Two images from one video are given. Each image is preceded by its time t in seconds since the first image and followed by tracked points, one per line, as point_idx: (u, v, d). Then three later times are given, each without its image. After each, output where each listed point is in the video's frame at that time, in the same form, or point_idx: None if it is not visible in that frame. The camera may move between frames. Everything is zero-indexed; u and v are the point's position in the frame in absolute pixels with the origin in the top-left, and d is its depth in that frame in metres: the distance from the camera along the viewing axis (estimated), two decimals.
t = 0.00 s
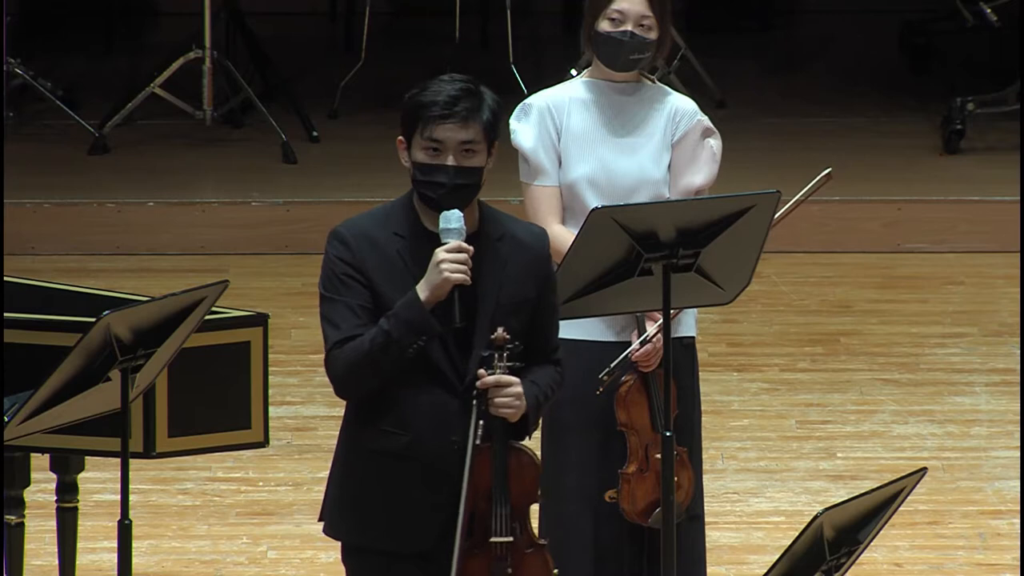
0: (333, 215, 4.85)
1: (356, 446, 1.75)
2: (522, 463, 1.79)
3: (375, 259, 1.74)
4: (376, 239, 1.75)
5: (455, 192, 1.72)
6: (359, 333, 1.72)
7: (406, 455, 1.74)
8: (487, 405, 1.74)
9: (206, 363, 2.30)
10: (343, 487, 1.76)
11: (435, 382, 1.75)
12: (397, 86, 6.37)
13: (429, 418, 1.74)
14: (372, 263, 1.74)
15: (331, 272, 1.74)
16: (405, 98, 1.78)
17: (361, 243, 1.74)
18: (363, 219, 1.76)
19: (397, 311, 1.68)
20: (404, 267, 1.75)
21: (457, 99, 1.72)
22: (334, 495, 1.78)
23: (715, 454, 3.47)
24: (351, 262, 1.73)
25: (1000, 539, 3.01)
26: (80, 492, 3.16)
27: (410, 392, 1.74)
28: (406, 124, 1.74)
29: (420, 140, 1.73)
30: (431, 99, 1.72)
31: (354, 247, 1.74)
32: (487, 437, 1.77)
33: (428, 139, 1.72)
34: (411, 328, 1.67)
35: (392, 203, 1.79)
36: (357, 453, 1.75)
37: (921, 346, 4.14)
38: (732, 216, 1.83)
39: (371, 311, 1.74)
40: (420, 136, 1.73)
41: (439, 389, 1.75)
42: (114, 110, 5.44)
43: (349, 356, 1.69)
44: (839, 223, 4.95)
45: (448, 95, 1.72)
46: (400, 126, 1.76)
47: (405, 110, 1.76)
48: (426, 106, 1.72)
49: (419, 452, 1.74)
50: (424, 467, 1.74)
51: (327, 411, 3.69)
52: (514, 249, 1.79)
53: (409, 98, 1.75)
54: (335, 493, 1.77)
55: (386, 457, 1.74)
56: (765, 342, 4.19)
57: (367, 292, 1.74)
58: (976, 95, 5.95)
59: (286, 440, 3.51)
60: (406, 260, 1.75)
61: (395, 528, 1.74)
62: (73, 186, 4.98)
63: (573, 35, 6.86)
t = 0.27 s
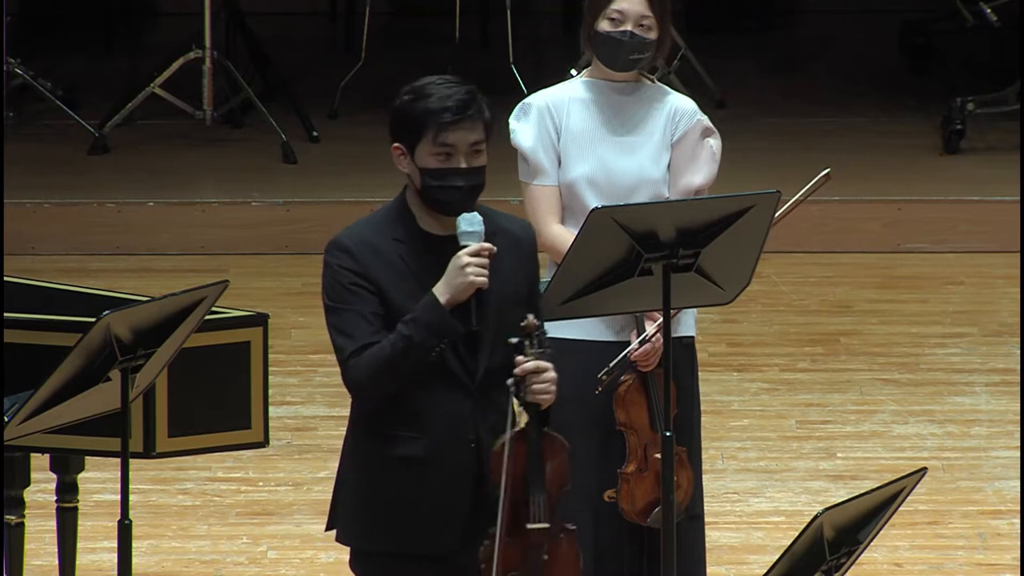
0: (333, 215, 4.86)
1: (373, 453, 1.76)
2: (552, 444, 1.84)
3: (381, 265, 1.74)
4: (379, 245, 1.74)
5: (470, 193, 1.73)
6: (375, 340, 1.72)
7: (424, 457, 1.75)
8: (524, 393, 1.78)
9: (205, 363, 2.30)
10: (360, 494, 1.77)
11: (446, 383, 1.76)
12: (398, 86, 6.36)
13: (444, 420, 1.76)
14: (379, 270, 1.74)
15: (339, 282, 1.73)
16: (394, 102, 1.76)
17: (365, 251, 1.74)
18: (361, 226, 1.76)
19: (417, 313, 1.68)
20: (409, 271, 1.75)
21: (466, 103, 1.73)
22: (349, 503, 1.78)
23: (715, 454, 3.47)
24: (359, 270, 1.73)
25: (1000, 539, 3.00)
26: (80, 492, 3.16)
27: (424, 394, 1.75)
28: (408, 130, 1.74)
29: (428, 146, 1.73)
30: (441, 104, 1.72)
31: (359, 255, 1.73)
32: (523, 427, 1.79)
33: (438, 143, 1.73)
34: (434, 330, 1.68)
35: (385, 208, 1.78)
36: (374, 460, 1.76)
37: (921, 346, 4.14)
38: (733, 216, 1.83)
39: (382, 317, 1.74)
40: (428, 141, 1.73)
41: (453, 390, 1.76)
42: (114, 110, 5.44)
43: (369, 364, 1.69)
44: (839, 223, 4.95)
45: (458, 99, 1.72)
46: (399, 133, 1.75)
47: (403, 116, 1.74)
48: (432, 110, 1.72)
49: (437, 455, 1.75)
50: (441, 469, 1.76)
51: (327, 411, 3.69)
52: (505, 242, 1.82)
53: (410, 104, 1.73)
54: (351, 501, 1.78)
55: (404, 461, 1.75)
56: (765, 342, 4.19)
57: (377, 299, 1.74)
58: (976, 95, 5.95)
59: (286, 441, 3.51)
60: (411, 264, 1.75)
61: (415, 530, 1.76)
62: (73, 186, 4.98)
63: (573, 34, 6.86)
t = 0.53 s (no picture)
0: (333, 216, 4.86)
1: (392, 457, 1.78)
2: (593, 425, 1.94)
3: (388, 271, 1.74)
4: (383, 252, 1.75)
5: (476, 193, 1.74)
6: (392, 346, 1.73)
7: (443, 457, 1.77)
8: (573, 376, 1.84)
9: (205, 363, 2.30)
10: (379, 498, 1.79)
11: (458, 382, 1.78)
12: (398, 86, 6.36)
13: (459, 419, 1.78)
14: (388, 274, 1.74)
15: (349, 292, 1.73)
16: (392, 105, 1.75)
17: (372, 257, 1.74)
18: (362, 234, 1.76)
19: (437, 315, 1.70)
20: (415, 274, 1.76)
21: (470, 103, 1.73)
22: (368, 506, 1.80)
23: (715, 454, 3.47)
24: (369, 278, 1.73)
25: (1000, 539, 3.00)
26: (80, 492, 3.16)
27: (439, 396, 1.77)
28: (409, 134, 1.74)
29: (431, 148, 1.73)
30: (446, 106, 1.72)
31: (366, 263, 1.74)
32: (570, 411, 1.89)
33: (442, 145, 1.73)
34: (457, 330, 1.70)
35: (379, 214, 1.78)
36: (393, 464, 1.78)
37: (922, 346, 4.14)
38: (733, 216, 1.83)
39: (394, 322, 1.75)
40: (432, 144, 1.73)
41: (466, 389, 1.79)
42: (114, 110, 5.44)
43: (391, 371, 1.70)
44: (839, 223, 4.95)
45: (463, 99, 1.73)
46: (399, 137, 1.75)
47: (405, 120, 1.74)
48: (436, 113, 1.72)
49: (454, 456, 1.78)
50: (459, 469, 1.78)
51: (327, 411, 3.69)
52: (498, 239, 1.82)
53: (412, 107, 1.73)
54: (370, 505, 1.80)
55: (424, 463, 1.77)
56: (765, 342, 4.19)
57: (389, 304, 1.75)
58: (976, 95, 5.95)
59: (286, 440, 3.51)
60: (417, 267, 1.76)
61: (437, 529, 1.79)
62: (73, 186, 4.98)
63: (573, 34, 6.86)
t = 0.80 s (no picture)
0: (333, 216, 4.86)
1: (400, 461, 1.78)
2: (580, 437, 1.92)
3: (394, 275, 1.74)
4: (387, 255, 1.74)
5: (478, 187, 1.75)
6: (400, 351, 1.73)
7: (450, 460, 1.78)
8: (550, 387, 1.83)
9: (206, 363, 2.30)
10: (386, 502, 1.79)
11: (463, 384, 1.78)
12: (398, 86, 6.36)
13: (466, 422, 1.79)
14: (393, 277, 1.74)
15: (355, 298, 1.73)
16: (389, 107, 1.76)
17: (377, 261, 1.74)
18: (365, 238, 1.75)
19: (444, 318, 1.71)
20: (419, 277, 1.76)
21: (467, 98, 1.75)
22: (374, 511, 1.80)
23: (715, 454, 3.47)
24: (376, 282, 1.73)
25: (1001, 539, 3.00)
26: (80, 492, 3.16)
27: (446, 399, 1.77)
28: (409, 133, 1.75)
29: (433, 145, 1.74)
30: (444, 101, 1.74)
31: (371, 267, 1.73)
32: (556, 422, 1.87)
33: (443, 141, 1.74)
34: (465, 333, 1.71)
35: (380, 217, 1.78)
36: (400, 468, 1.78)
37: (922, 346, 4.14)
38: (733, 216, 1.83)
39: (401, 326, 1.75)
40: (433, 141, 1.74)
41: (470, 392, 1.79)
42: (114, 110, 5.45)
43: (401, 377, 1.70)
44: (839, 222, 4.95)
45: (460, 94, 1.74)
46: (399, 137, 1.76)
47: (403, 119, 1.75)
48: (435, 109, 1.73)
49: (461, 459, 1.78)
50: (466, 473, 1.79)
51: (327, 411, 3.69)
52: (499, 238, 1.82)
53: (410, 106, 1.74)
54: (376, 509, 1.80)
55: (432, 467, 1.77)
56: (765, 342, 4.19)
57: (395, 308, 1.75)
58: (976, 95, 5.95)
59: (286, 440, 3.51)
60: (420, 268, 1.76)
61: (445, 532, 1.79)
62: (74, 186, 4.98)
63: (573, 34, 6.86)
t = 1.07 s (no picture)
0: (333, 216, 4.86)
1: (398, 460, 1.78)
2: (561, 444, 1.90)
3: (396, 274, 1.74)
4: (391, 254, 1.75)
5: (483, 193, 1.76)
6: (400, 351, 1.73)
7: (446, 459, 1.78)
8: (531, 394, 1.82)
9: (206, 363, 2.30)
10: (383, 500, 1.79)
11: (462, 384, 1.78)
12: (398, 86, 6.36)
13: (463, 420, 1.79)
14: (394, 276, 1.74)
15: (356, 296, 1.73)
16: (400, 105, 1.77)
17: (379, 260, 1.74)
18: (367, 237, 1.75)
19: (444, 319, 1.71)
20: (420, 276, 1.76)
21: (478, 105, 1.75)
22: (370, 510, 1.80)
23: (715, 454, 3.47)
24: (377, 281, 1.73)
25: (1001, 539, 3.00)
26: (80, 492, 3.16)
27: (443, 398, 1.78)
28: (417, 134, 1.76)
29: (439, 149, 1.75)
30: (452, 107, 1.74)
31: (373, 265, 1.73)
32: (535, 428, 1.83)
33: (450, 146, 1.75)
34: (464, 334, 1.71)
35: (384, 215, 1.79)
36: (398, 468, 1.78)
37: (922, 346, 4.14)
38: (733, 216, 1.83)
39: (401, 326, 1.75)
40: (441, 145, 1.75)
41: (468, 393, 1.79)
42: (114, 109, 5.44)
43: (401, 378, 1.70)
44: (839, 222, 4.95)
45: (470, 101, 1.75)
46: (407, 137, 1.76)
47: (413, 120, 1.76)
48: (445, 114, 1.74)
49: (459, 459, 1.79)
50: (463, 473, 1.79)
51: (327, 411, 3.69)
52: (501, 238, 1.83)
53: (420, 108, 1.75)
54: (373, 507, 1.80)
55: (429, 466, 1.78)
56: (765, 342, 4.19)
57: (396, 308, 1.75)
58: (976, 95, 5.95)
59: (286, 441, 3.51)
60: (421, 268, 1.76)
61: (440, 532, 1.79)
62: (74, 186, 4.98)
63: (573, 34, 6.85)
